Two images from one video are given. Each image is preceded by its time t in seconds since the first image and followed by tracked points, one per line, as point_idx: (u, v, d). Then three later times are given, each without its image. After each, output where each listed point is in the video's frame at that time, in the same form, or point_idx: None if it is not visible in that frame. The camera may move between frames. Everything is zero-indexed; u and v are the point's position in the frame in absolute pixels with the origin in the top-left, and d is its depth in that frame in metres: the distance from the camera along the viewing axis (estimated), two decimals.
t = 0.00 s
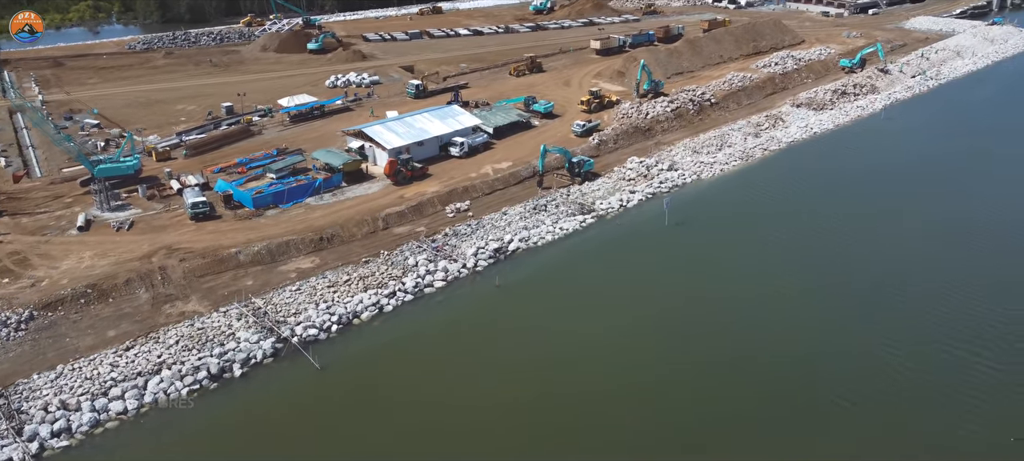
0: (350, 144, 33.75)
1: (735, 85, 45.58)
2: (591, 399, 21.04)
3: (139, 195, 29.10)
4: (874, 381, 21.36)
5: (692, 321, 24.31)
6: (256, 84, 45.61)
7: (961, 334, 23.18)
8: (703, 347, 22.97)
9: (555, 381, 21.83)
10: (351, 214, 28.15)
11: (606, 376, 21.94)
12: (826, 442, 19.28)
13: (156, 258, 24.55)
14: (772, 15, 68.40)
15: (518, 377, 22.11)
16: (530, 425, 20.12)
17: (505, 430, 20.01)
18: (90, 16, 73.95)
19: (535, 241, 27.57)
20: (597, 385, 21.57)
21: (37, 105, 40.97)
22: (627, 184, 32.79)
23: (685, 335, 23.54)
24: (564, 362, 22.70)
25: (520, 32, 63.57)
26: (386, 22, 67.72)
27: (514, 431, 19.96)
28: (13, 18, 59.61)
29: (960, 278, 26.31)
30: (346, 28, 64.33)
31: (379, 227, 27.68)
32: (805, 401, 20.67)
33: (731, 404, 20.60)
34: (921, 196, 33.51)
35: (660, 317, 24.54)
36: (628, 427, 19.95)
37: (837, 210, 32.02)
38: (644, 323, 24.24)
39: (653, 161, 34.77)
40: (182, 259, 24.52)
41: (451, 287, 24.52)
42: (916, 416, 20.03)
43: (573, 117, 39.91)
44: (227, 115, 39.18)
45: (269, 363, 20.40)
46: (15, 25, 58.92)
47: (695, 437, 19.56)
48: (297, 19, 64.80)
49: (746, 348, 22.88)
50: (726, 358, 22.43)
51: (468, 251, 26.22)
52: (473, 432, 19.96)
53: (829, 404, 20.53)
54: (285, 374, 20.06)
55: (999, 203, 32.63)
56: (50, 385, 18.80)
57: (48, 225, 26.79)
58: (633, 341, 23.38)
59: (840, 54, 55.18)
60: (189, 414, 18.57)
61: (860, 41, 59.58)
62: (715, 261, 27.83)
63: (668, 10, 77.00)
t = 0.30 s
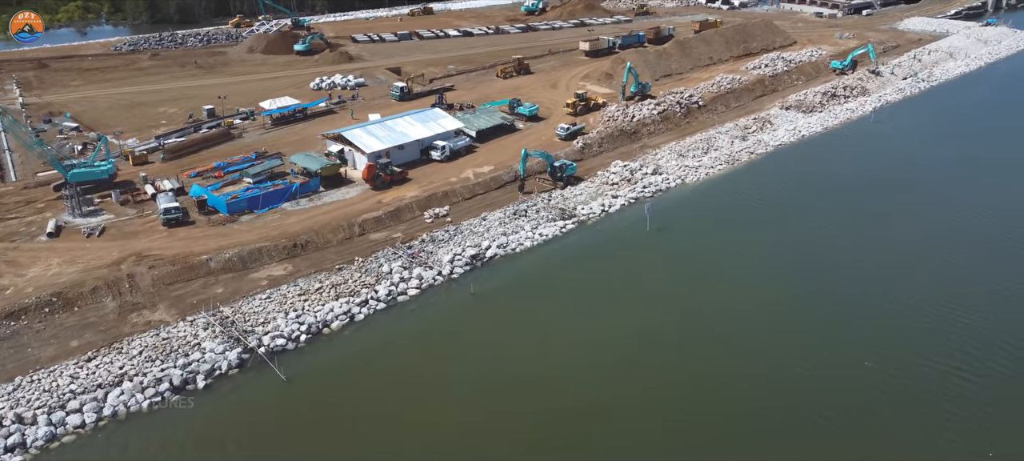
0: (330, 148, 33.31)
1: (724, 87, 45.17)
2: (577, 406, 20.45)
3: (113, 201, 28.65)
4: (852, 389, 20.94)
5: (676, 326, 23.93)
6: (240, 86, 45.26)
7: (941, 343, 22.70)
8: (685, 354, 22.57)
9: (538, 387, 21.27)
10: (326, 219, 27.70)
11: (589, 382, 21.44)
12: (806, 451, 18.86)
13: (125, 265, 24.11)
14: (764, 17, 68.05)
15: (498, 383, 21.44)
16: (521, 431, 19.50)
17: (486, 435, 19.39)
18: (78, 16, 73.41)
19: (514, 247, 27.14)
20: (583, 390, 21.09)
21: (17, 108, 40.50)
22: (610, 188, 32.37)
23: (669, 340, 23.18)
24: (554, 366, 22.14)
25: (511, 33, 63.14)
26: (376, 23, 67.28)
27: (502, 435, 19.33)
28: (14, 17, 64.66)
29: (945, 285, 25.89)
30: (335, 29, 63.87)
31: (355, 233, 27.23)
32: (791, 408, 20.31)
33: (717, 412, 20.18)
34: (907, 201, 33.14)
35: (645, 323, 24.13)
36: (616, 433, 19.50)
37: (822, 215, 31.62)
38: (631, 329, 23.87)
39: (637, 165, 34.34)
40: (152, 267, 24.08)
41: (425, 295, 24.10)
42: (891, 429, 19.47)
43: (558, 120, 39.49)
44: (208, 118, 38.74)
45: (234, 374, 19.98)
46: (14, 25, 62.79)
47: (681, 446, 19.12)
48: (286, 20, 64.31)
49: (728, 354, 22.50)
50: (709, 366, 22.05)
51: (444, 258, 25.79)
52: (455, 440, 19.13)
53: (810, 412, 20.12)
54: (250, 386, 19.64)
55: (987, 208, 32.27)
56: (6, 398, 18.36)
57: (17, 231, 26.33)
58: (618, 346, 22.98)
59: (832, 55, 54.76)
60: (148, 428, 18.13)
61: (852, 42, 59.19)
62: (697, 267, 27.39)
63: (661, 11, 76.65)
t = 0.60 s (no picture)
0: (314, 152, 32.89)
1: (718, 90, 44.67)
2: (564, 411, 19.96)
3: (91, 205, 28.27)
4: (837, 398, 20.40)
5: (662, 332, 23.42)
6: (229, 89, 44.91)
7: (929, 350, 22.12)
8: (673, 361, 22.05)
9: (523, 391, 20.75)
10: (306, 225, 27.30)
11: (576, 387, 20.93)
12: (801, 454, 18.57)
13: (99, 272, 23.73)
14: (761, 20, 67.50)
15: (481, 389, 20.87)
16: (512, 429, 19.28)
17: (467, 440, 18.82)
18: (73, 17, 73.17)
19: (496, 254, 26.70)
20: (570, 395, 20.59)
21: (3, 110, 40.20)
22: (597, 193, 31.90)
23: (656, 346, 22.66)
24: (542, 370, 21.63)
25: (506, 35, 62.68)
26: (370, 24, 66.89)
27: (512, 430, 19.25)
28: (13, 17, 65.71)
29: (937, 292, 25.27)
30: (329, 31, 63.50)
31: (335, 239, 26.80)
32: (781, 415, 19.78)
33: (703, 421, 19.66)
34: (901, 204, 32.65)
35: (633, 329, 23.63)
36: (603, 433, 19.24)
37: (815, 219, 31.12)
38: (617, 334, 23.38)
39: (626, 170, 33.86)
40: (125, 274, 23.69)
41: (403, 303, 23.70)
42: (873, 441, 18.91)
43: (548, 123, 39.02)
44: (194, 121, 38.37)
45: (201, 386, 19.58)
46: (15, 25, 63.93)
47: (666, 455, 18.62)
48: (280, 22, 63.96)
49: (714, 360, 22.06)
50: (697, 372, 21.57)
51: (425, 265, 25.36)
52: (450, 438, 18.89)
53: (795, 421, 19.57)
54: (217, 399, 19.24)
55: (984, 212, 31.61)
56: None
57: None
58: (606, 351, 22.51)
59: (829, 57, 54.13)
60: (111, 441, 17.73)
61: (850, 44, 58.57)
62: (685, 271, 26.90)
63: (658, 13, 76.09)
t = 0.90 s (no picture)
0: (296, 156, 32.45)
1: (710, 93, 44.12)
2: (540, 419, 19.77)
3: (68, 211, 27.88)
4: (820, 410, 19.87)
5: (645, 341, 22.89)
6: (217, 91, 44.50)
7: (915, 361, 21.58)
8: (655, 370, 21.61)
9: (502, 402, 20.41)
10: (284, 231, 26.86)
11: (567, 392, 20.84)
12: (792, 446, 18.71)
13: (70, 280, 23.32)
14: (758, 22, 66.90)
15: (464, 398, 20.73)
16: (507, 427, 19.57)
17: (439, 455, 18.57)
18: (67, 18, 72.92)
19: (477, 261, 26.23)
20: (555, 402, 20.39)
21: None
22: (583, 198, 31.42)
23: (640, 353, 22.34)
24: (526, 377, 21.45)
25: (500, 36, 62.19)
26: (364, 25, 66.47)
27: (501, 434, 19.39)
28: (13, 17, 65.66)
29: (926, 300, 24.67)
30: (322, 32, 63.09)
31: (314, 245, 26.36)
32: (761, 429, 19.31)
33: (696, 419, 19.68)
34: (894, 207, 32.13)
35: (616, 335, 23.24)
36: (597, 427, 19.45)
37: (806, 224, 30.63)
38: (604, 339, 23.16)
39: (613, 174, 33.36)
40: (97, 281, 23.27)
41: (380, 312, 23.25)
42: (853, 456, 18.37)
43: (537, 127, 38.54)
44: (179, 124, 37.96)
45: (167, 399, 19.14)
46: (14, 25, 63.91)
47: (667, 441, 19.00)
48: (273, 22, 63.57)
49: (701, 365, 21.78)
50: (678, 382, 21.09)
51: (403, 273, 24.89)
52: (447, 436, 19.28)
53: (785, 421, 19.47)
54: (181, 412, 18.78)
55: (979, 216, 30.95)
56: None
57: None
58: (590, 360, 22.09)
59: (825, 60, 53.52)
60: (71, 456, 17.31)
61: (847, 46, 57.97)
62: (672, 276, 26.49)
63: (655, 14, 75.58)
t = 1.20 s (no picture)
0: (278, 163, 32.02)
1: (702, 97, 43.57)
2: (516, 426, 19.24)
3: (43, 217, 27.47)
4: (800, 422, 19.31)
5: (625, 348, 22.40)
6: (204, 95, 44.12)
7: (899, 372, 20.99)
8: (635, 377, 21.12)
9: (479, 406, 19.97)
10: (261, 240, 26.43)
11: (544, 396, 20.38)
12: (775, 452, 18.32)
13: (40, 290, 22.91)
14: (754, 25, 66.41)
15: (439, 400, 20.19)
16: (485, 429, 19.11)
17: None
18: (60, 20, 72.68)
19: (455, 271, 25.76)
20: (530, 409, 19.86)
21: None
22: (568, 205, 30.96)
23: (621, 360, 21.87)
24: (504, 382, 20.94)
25: (493, 39, 61.76)
26: (357, 28, 66.10)
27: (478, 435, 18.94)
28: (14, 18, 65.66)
29: (913, 308, 24.10)
30: (315, 35, 62.72)
31: (290, 254, 25.92)
32: (743, 437, 18.78)
33: (683, 424, 19.32)
34: (885, 212, 31.64)
35: (596, 341, 22.76)
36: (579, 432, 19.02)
37: (794, 230, 30.13)
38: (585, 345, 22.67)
39: (599, 181, 32.89)
40: (66, 291, 22.85)
41: (354, 323, 22.79)
42: None
43: (524, 132, 38.07)
44: (163, 129, 37.57)
45: (130, 414, 18.71)
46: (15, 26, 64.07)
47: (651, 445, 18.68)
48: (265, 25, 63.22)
49: (683, 372, 21.30)
50: (658, 390, 20.56)
51: (379, 283, 24.43)
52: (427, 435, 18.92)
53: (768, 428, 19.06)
54: (144, 429, 18.36)
55: (970, 221, 30.48)
56: None
57: None
58: (568, 367, 21.60)
59: (819, 63, 52.99)
60: None
61: (842, 49, 57.46)
62: (657, 282, 26.03)
63: (651, 17, 75.10)
